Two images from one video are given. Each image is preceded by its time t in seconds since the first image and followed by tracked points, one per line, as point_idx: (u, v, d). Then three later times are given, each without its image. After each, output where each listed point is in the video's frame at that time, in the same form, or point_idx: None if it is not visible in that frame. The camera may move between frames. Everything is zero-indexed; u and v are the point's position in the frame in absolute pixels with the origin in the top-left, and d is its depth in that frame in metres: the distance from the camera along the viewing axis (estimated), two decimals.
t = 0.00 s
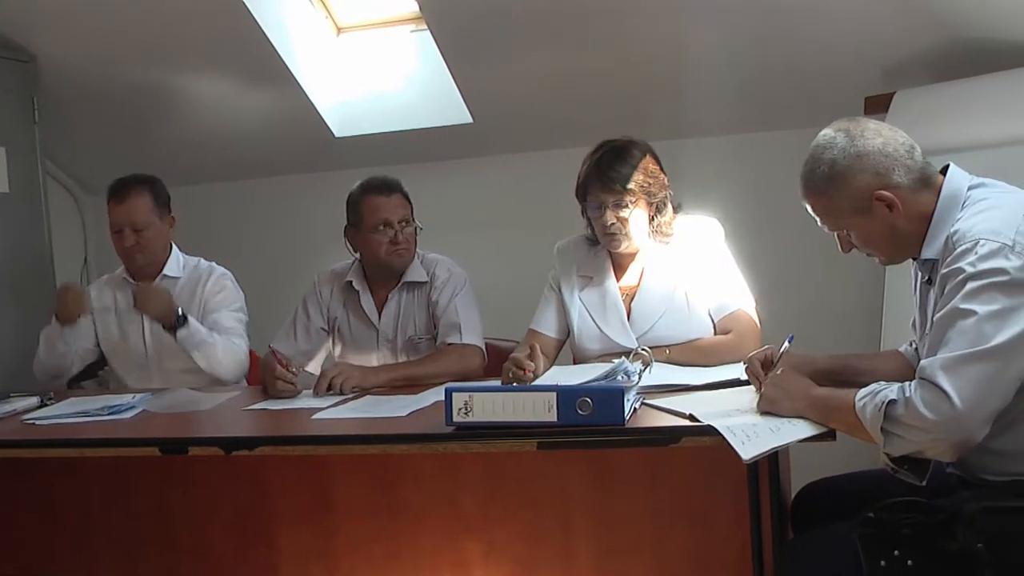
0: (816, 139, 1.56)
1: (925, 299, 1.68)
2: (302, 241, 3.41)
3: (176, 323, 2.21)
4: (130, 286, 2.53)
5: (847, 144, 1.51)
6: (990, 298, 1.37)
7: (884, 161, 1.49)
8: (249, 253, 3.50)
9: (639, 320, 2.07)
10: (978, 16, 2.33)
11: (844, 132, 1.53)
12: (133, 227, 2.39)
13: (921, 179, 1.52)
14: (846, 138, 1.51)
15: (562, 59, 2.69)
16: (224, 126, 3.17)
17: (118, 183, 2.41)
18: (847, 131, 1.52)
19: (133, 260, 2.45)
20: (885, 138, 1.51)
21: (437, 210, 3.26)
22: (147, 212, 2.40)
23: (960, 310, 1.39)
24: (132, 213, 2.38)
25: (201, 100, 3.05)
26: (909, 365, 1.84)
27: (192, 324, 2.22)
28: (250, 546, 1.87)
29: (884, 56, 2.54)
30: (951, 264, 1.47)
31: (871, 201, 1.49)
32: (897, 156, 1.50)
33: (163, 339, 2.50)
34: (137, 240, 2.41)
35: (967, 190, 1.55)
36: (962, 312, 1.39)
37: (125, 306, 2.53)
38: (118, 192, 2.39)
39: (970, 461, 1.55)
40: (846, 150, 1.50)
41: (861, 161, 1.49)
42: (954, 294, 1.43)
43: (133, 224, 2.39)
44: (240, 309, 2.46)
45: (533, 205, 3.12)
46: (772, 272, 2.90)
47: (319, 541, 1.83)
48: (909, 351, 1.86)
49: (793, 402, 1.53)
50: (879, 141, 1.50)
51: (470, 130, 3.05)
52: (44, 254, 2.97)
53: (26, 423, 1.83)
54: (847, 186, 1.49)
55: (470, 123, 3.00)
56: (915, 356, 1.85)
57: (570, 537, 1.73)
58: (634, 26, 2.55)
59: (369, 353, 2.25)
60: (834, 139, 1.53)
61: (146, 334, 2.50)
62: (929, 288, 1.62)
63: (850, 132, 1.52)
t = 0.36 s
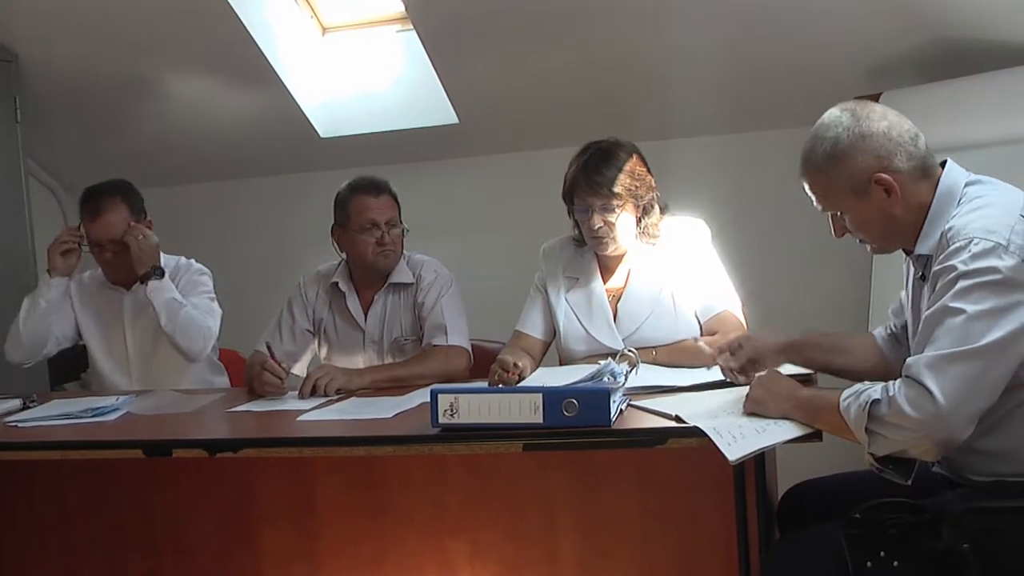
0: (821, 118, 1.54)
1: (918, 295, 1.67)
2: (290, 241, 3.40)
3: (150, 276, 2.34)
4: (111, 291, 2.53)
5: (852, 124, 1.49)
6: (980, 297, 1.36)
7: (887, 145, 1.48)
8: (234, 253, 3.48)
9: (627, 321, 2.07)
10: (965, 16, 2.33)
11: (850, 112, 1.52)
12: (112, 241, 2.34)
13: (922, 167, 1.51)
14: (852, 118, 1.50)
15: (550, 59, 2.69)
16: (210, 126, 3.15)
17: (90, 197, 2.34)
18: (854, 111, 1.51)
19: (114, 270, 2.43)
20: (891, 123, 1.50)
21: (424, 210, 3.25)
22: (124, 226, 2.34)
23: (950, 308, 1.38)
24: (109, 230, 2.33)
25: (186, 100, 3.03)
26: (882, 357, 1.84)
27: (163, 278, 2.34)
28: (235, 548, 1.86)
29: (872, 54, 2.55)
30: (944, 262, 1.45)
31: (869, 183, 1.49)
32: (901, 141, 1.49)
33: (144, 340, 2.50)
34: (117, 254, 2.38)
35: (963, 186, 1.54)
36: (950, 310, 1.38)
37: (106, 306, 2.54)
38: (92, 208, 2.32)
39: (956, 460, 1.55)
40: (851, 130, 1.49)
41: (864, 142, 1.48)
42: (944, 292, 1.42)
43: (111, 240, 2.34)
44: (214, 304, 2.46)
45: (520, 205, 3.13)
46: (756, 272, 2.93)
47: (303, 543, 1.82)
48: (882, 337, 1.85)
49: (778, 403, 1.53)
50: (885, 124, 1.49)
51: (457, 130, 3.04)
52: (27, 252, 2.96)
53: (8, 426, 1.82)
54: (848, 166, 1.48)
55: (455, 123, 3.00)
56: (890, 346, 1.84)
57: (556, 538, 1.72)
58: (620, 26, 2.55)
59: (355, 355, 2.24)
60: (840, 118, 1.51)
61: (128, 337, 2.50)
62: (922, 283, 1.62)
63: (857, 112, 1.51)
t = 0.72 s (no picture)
0: (842, 95, 1.49)
1: (915, 293, 1.65)
2: (277, 241, 3.37)
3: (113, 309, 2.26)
4: (84, 297, 2.46)
5: (875, 103, 1.45)
6: (983, 300, 1.33)
7: (908, 127, 1.44)
8: (219, 254, 3.45)
9: (614, 322, 2.06)
10: (955, 13, 2.33)
11: (873, 92, 1.47)
12: (79, 245, 2.31)
13: (938, 155, 1.48)
14: (876, 98, 1.45)
15: (538, 58, 2.67)
16: (193, 125, 3.13)
17: (57, 198, 2.30)
18: (877, 91, 1.46)
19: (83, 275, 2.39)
20: (912, 107, 1.46)
21: (411, 210, 3.23)
22: (92, 228, 2.32)
23: (951, 309, 1.36)
24: (76, 231, 2.30)
25: (170, 99, 3.01)
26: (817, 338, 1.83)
27: (127, 308, 2.25)
28: (217, 553, 1.83)
29: (862, 52, 2.54)
30: (949, 260, 1.42)
31: (886, 165, 1.44)
32: (921, 126, 1.45)
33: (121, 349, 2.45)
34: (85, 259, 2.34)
35: (971, 183, 1.51)
36: (952, 311, 1.35)
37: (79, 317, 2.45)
38: (58, 209, 2.29)
39: (947, 457, 1.53)
40: (873, 109, 1.44)
41: (885, 123, 1.43)
42: (947, 291, 1.39)
43: (80, 242, 2.31)
44: (191, 311, 2.42)
45: (507, 204, 3.12)
46: (744, 271, 2.92)
47: (287, 547, 1.80)
48: (824, 316, 1.83)
49: (767, 405, 1.51)
50: (907, 107, 1.45)
51: (443, 129, 3.02)
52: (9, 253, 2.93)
53: None
54: (867, 144, 1.43)
55: (440, 122, 2.99)
56: (825, 325, 1.83)
57: (542, 542, 1.70)
58: (606, 25, 2.53)
59: (338, 357, 2.22)
60: (863, 96, 1.46)
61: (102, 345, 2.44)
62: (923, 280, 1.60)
63: (880, 93, 1.46)
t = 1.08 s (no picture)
0: (827, 94, 1.47)
1: (903, 296, 1.63)
2: (261, 242, 3.34)
3: (72, 373, 2.04)
4: (59, 300, 2.42)
5: (861, 103, 1.43)
6: (973, 297, 1.32)
7: (894, 127, 1.42)
8: (202, 256, 3.42)
9: (601, 324, 2.03)
10: (943, 10, 2.32)
11: (858, 91, 1.45)
12: (57, 245, 2.26)
13: (924, 155, 1.46)
14: (861, 97, 1.43)
15: (524, 56, 2.65)
16: (175, 124, 3.10)
17: (39, 195, 2.26)
18: (862, 91, 1.44)
19: (60, 276, 2.35)
20: (898, 106, 1.44)
21: (396, 211, 3.20)
22: (71, 229, 2.26)
23: (942, 306, 1.34)
24: (53, 231, 2.25)
25: (151, 97, 2.98)
26: (763, 338, 1.80)
27: (85, 368, 2.06)
28: (197, 559, 1.81)
29: (848, 50, 2.53)
30: (937, 258, 1.40)
31: (871, 164, 1.42)
32: (907, 126, 1.44)
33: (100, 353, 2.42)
34: (63, 260, 2.30)
35: (955, 182, 1.49)
36: (942, 308, 1.33)
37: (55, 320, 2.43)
38: (38, 206, 2.25)
39: (935, 461, 1.50)
40: (859, 108, 1.42)
41: (870, 122, 1.41)
42: (935, 290, 1.36)
43: (56, 242, 2.26)
44: (168, 318, 2.38)
45: (493, 204, 3.10)
46: (731, 271, 2.91)
47: (269, 552, 1.78)
48: (775, 318, 1.79)
49: (755, 407, 1.49)
50: (893, 107, 1.43)
51: (428, 128, 3.00)
52: None
53: None
54: (852, 144, 1.41)
55: (425, 122, 2.97)
56: (775, 328, 1.79)
57: (527, 545, 1.68)
58: (589, 23, 2.52)
59: (320, 360, 2.20)
60: (848, 96, 1.44)
61: (75, 348, 2.41)
62: (910, 283, 1.58)
63: (865, 92, 1.44)
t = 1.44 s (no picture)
0: (807, 102, 1.45)
1: (893, 298, 1.61)
2: (250, 243, 3.31)
3: (66, 374, 2.01)
4: (49, 303, 2.38)
5: (841, 109, 1.41)
6: (962, 299, 1.30)
7: (875, 132, 1.40)
8: (190, 256, 3.38)
9: (590, 326, 2.02)
10: (932, 8, 2.30)
11: (838, 97, 1.43)
12: (58, 248, 2.22)
13: (908, 158, 1.44)
14: (841, 103, 1.41)
15: (513, 55, 2.63)
16: (162, 123, 3.08)
17: (37, 198, 2.21)
18: (842, 97, 1.43)
19: (55, 280, 2.30)
20: (880, 110, 1.42)
21: (385, 210, 3.17)
22: (71, 231, 2.23)
23: (931, 308, 1.32)
24: (54, 234, 2.21)
25: (138, 96, 2.95)
26: (750, 337, 1.78)
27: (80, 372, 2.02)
28: (181, 565, 1.78)
29: (838, 48, 2.51)
30: (926, 260, 1.38)
31: (855, 170, 1.41)
32: (889, 130, 1.41)
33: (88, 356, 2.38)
34: (61, 263, 2.26)
35: (944, 184, 1.47)
36: (931, 310, 1.31)
37: (45, 323, 2.38)
38: (39, 209, 2.20)
39: (927, 464, 1.48)
40: (839, 115, 1.40)
41: (852, 128, 1.39)
42: (924, 292, 1.34)
43: (56, 245, 2.22)
44: (159, 325, 2.36)
45: (483, 203, 3.08)
46: (721, 271, 2.89)
47: (254, 557, 1.75)
48: (761, 320, 1.77)
49: (745, 410, 1.46)
50: (874, 111, 1.42)
51: (416, 127, 2.98)
52: None
53: None
54: (833, 151, 1.40)
55: (412, 120, 2.94)
56: (761, 329, 1.77)
57: (516, 551, 1.66)
58: (579, 22, 2.50)
59: (305, 364, 2.18)
60: (828, 102, 1.43)
61: (64, 353, 2.37)
62: (900, 286, 1.56)
63: (845, 98, 1.43)
